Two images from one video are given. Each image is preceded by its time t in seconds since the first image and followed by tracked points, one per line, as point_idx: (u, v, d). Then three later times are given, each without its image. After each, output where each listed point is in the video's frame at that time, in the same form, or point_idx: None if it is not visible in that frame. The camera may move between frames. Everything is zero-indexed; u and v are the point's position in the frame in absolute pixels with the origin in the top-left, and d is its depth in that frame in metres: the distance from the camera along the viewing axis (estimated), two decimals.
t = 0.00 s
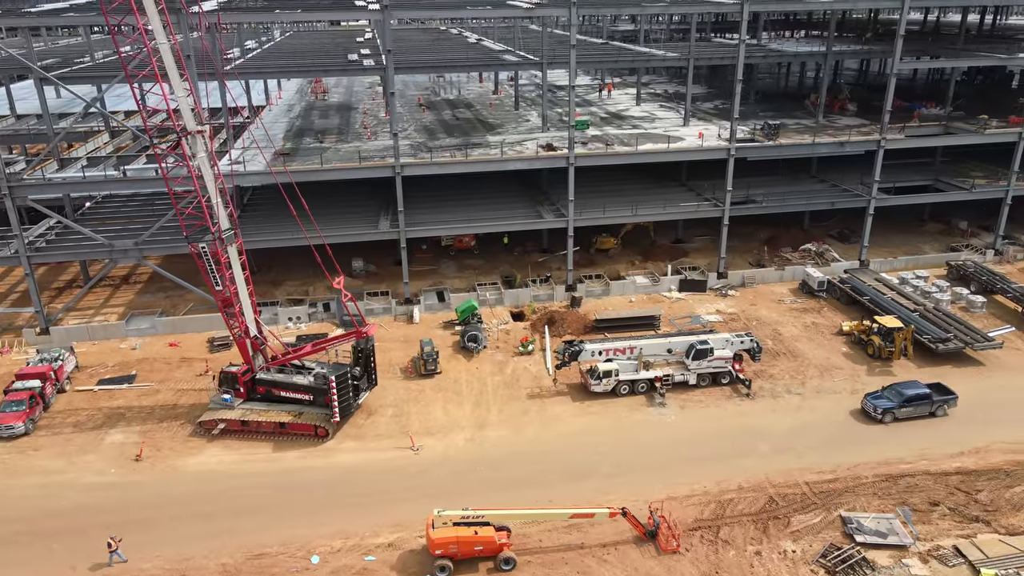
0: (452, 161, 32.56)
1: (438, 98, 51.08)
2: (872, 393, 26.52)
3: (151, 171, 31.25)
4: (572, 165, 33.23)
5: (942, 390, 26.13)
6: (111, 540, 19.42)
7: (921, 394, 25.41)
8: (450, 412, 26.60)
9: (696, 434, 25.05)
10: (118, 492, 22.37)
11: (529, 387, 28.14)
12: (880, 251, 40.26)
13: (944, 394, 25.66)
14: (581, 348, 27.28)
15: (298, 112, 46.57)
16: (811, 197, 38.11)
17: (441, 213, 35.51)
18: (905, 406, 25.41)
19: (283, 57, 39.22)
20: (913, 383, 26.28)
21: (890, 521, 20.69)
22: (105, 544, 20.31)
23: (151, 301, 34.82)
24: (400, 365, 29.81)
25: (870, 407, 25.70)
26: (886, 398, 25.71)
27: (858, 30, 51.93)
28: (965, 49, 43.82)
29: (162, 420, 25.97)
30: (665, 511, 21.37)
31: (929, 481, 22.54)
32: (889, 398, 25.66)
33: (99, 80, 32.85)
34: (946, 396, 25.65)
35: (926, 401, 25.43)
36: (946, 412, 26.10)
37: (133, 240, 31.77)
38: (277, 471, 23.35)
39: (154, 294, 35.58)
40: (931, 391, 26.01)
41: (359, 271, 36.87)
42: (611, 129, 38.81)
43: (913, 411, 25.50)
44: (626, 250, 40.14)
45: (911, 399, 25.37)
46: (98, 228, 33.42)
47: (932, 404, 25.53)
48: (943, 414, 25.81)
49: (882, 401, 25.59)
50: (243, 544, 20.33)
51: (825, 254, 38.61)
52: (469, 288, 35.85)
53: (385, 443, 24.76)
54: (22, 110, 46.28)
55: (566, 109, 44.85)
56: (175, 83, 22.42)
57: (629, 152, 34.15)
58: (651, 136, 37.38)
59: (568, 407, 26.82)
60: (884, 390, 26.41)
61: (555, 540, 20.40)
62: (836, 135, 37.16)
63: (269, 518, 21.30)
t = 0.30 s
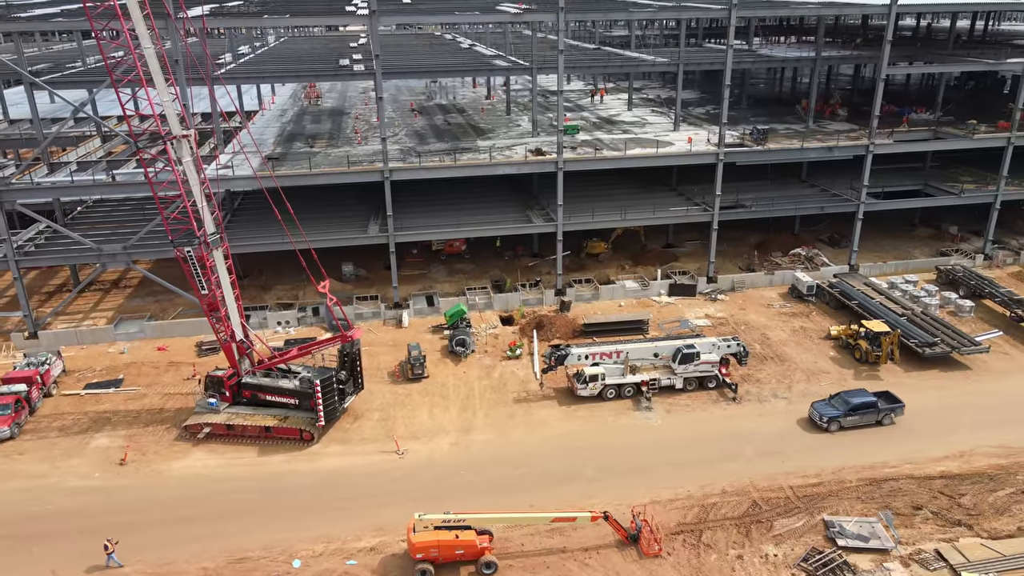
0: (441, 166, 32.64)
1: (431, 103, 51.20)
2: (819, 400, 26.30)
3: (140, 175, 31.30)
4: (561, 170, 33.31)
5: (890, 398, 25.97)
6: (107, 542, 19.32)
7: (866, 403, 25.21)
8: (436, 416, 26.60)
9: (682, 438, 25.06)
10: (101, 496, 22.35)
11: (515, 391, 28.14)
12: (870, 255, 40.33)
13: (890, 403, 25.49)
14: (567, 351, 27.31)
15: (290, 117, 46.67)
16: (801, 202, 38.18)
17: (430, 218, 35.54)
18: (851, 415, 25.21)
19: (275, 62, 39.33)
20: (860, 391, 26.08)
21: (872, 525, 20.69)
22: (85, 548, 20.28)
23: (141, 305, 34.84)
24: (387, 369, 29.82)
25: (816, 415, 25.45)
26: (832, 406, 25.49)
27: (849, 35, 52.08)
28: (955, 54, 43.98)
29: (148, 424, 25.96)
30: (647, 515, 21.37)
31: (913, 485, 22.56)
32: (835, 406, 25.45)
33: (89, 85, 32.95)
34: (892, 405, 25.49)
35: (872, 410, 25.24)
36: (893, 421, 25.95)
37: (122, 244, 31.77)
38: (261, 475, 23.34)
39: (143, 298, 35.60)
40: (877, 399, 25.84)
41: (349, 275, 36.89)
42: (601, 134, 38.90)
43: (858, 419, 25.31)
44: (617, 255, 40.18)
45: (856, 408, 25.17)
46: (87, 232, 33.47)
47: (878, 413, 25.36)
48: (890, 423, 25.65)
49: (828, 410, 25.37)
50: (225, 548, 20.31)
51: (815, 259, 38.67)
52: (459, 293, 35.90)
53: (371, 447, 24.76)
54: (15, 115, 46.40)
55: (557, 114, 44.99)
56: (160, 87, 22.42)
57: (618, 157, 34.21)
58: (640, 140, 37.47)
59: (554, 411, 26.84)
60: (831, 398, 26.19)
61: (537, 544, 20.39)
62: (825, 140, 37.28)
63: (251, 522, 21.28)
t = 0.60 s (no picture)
0: (430, 170, 32.72)
1: (424, 108, 51.29)
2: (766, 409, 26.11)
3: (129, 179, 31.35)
4: (550, 174, 33.36)
5: (837, 407, 25.81)
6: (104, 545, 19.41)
7: (812, 411, 25.02)
8: (422, 420, 26.62)
9: (668, 443, 25.06)
10: (85, 500, 22.33)
11: (503, 395, 28.15)
12: (860, 259, 40.39)
13: (836, 411, 25.33)
14: (554, 356, 27.42)
15: (283, 121, 46.76)
16: (791, 206, 38.24)
17: (420, 222, 35.62)
18: (796, 423, 25.02)
19: (266, 67, 39.44)
20: (807, 400, 25.91)
21: (854, 529, 20.70)
22: (67, 552, 20.26)
23: (130, 309, 34.86)
24: (375, 373, 29.83)
25: (762, 424, 25.24)
26: (778, 415, 25.29)
27: (840, 41, 52.23)
28: (945, 59, 44.08)
29: (134, 428, 25.96)
30: (631, 519, 21.38)
31: (897, 489, 22.57)
32: (781, 415, 25.25)
33: (79, 90, 33.01)
34: (839, 413, 25.33)
35: (818, 419, 25.06)
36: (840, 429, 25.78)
37: (110, 248, 31.82)
38: (246, 479, 23.33)
39: (133, 302, 35.63)
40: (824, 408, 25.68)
41: (339, 279, 36.91)
42: (592, 138, 38.99)
43: (804, 428, 25.13)
44: (607, 259, 40.22)
45: (802, 416, 24.98)
46: (77, 237, 33.50)
47: (824, 421, 25.20)
48: (837, 431, 25.48)
49: (774, 418, 25.17)
50: (207, 552, 20.29)
51: (805, 264, 38.71)
52: (448, 297, 35.93)
53: (356, 451, 24.77)
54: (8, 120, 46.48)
55: (548, 119, 45.10)
56: (145, 91, 22.53)
57: (607, 162, 34.28)
58: (630, 145, 37.55)
59: (540, 415, 26.86)
60: (778, 407, 26.02)
61: (520, 548, 20.38)
62: (814, 145, 37.38)
63: (233, 526, 21.26)
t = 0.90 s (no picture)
0: (419, 174, 32.79)
1: (416, 113, 51.39)
2: (713, 417, 25.86)
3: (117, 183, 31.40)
4: (539, 178, 33.40)
5: (783, 415, 25.59)
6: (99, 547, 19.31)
7: (757, 419, 24.78)
8: (408, 423, 26.62)
9: (653, 446, 25.06)
10: (69, 504, 22.30)
11: (490, 399, 28.16)
12: (851, 263, 40.45)
13: (781, 419, 25.12)
14: (540, 359, 27.36)
15: (275, 126, 46.82)
16: (781, 210, 38.30)
17: (410, 226, 35.67)
18: (741, 432, 24.77)
19: (256, 72, 39.53)
20: (754, 408, 25.64)
21: (837, 532, 20.69)
22: (48, 556, 20.21)
23: (119, 313, 34.85)
24: (363, 377, 29.86)
25: (707, 432, 24.99)
26: (723, 423, 25.03)
27: (832, 46, 52.37)
28: (935, 64, 44.20)
29: (120, 432, 25.94)
30: (613, 522, 21.36)
31: (881, 492, 22.57)
32: (726, 423, 24.98)
33: (68, 94, 33.08)
34: (784, 422, 25.11)
35: (763, 427, 24.81)
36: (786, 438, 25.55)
37: (99, 252, 31.86)
38: (230, 482, 23.31)
39: (122, 306, 35.63)
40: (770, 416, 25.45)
41: (330, 283, 36.93)
42: (582, 143, 39.07)
43: (750, 436, 24.86)
44: (598, 263, 40.25)
45: (747, 425, 24.73)
46: (66, 241, 33.51)
47: (770, 429, 24.96)
48: (783, 440, 25.25)
49: (719, 427, 24.91)
50: (188, 555, 20.23)
51: (795, 268, 38.75)
52: (438, 301, 35.95)
53: (341, 454, 24.77)
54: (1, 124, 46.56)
55: (539, 124, 45.20)
56: (131, 95, 22.61)
57: (596, 166, 34.34)
58: (620, 149, 37.62)
59: (527, 419, 26.87)
60: (724, 416, 25.77)
61: (502, 552, 20.36)
62: (803, 149, 37.48)
63: (216, 529, 21.21)
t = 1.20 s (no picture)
0: (407, 179, 32.87)
1: (409, 117, 51.51)
2: (657, 425, 25.52)
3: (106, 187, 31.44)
4: (527, 182, 33.48)
5: (728, 423, 25.27)
6: (90, 549, 19.28)
7: (700, 428, 24.43)
8: (394, 427, 26.61)
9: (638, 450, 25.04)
10: (51, 507, 22.26)
11: (476, 403, 28.15)
12: (841, 267, 40.49)
13: (725, 428, 24.78)
14: (526, 363, 27.25)
15: (267, 130, 46.89)
16: (771, 214, 38.37)
17: (400, 230, 35.72)
18: (684, 440, 24.44)
19: (247, 76, 39.61)
20: (698, 415, 25.30)
21: (819, 536, 20.69)
22: (29, 560, 20.16)
23: (108, 317, 34.86)
24: (349, 381, 29.84)
25: (650, 441, 24.64)
26: (666, 431, 24.71)
27: (823, 50, 52.53)
28: (925, 68, 44.31)
29: (105, 436, 25.93)
30: (596, 526, 21.35)
31: (864, 496, 22.57)
32: (669, 431, 24.64)
33: (56, 99, 33.14)
34: (728, 430, 24.79)
35: (706, 435, 24.48)
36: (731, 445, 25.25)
37: (88, 256, 31.88)
38: (214, 485, 23.29)
39: (111, 310, 35.65)
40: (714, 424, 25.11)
41: (319, 287, 36.94)
42: (572, 147, 39.17)
43: (692, 445, 24.54)
44: (588, 267, 40.27)
45: (690, 433, 24.40)
46: (54, 245, 33.54)
47: (713, 438, 24.64)
48: (727, 448, 24.95)
49: (662, 435, 24.59)
50: (169, 559, 20.20)
51: (784, 272, 38.78)
52: (427, 305, 35.98)
53: (326, 458, 24.75)
54: None
55: (531, 128, 45.31)
56: (116, 99, 22.58)
57: (585, 170, 34.40)
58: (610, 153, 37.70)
59: (512, 422, 26.87)
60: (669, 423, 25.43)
61: (483, 556, 20.33)
62: (792, 154, 37.57)
63: (198, 532, 21.19)
